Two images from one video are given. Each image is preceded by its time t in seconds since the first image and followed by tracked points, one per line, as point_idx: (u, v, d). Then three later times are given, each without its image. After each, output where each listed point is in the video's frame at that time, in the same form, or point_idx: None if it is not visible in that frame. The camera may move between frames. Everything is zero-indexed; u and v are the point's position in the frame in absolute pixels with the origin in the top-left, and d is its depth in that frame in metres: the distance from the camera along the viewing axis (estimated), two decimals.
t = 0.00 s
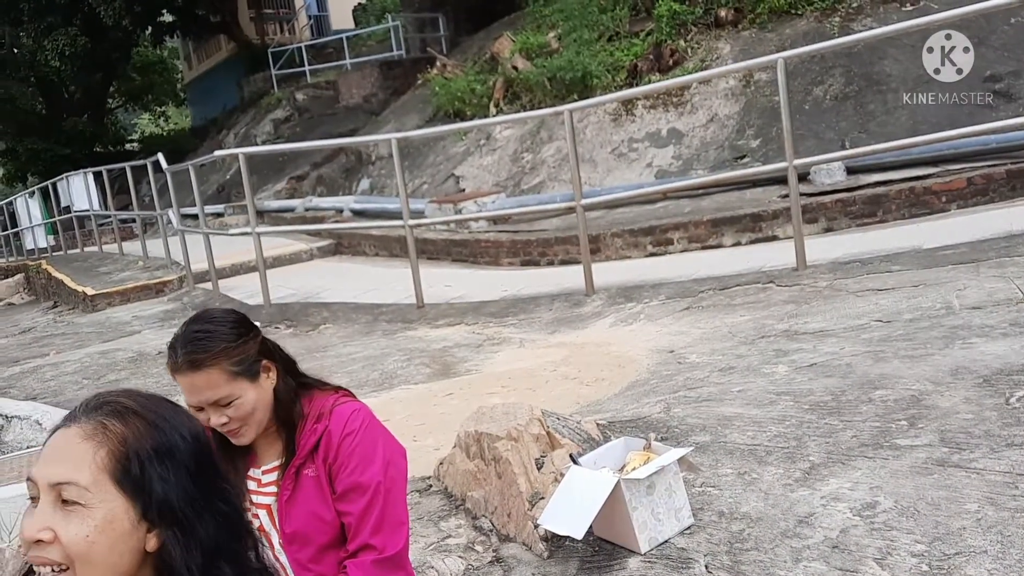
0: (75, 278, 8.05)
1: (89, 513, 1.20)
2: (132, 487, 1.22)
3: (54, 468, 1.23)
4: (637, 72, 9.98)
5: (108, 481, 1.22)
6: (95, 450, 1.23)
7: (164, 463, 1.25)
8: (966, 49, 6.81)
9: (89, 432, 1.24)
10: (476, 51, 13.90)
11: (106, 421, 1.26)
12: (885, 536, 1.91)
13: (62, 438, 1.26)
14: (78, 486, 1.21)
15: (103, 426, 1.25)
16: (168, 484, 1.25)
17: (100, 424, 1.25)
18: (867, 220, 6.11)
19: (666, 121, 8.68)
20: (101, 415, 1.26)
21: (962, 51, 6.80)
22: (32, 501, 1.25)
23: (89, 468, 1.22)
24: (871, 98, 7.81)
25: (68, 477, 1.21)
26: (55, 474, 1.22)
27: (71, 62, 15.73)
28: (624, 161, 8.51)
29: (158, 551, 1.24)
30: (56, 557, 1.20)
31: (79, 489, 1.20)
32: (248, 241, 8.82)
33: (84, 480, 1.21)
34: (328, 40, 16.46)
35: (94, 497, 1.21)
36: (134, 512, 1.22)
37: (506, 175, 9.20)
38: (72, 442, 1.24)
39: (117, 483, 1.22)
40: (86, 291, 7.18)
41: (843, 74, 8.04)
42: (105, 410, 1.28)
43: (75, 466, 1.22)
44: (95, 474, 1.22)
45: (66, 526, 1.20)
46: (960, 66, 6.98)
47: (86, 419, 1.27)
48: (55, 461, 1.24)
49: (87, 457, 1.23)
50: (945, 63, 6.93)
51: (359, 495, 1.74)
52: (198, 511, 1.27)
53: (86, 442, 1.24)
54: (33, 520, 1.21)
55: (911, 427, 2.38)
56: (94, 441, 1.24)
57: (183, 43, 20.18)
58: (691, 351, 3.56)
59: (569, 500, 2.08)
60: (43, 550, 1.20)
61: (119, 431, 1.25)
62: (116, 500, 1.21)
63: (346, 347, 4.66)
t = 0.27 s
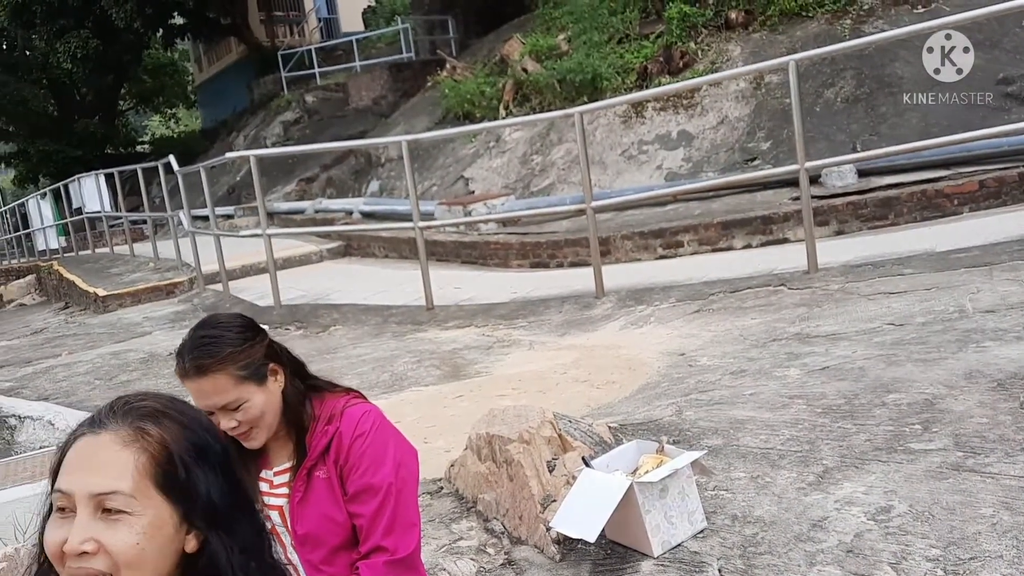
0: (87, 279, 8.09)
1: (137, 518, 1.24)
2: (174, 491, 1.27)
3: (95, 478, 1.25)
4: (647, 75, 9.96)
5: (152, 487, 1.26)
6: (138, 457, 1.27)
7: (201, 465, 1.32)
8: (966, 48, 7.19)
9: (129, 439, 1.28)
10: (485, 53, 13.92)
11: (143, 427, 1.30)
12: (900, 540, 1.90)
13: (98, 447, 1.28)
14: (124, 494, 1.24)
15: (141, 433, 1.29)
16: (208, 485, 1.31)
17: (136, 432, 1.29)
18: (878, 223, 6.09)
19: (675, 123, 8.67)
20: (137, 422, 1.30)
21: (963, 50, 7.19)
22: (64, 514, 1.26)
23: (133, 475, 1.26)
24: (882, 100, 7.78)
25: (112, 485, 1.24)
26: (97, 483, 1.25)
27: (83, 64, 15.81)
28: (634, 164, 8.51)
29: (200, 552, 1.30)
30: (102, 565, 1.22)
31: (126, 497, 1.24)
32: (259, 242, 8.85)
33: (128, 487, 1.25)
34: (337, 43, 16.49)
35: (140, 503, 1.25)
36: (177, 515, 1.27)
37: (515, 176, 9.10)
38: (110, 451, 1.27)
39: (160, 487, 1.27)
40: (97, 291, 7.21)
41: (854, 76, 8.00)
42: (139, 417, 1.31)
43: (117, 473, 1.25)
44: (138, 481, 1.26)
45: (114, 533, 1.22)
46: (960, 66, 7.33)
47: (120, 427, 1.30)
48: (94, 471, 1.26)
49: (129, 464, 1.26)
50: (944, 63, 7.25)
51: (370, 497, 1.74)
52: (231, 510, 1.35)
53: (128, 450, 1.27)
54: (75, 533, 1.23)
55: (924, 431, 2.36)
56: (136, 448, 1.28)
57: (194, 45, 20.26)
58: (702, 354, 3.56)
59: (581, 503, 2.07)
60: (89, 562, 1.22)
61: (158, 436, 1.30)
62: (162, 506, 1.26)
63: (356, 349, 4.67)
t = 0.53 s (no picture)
0: (100, 278, 8.13)
1: (137, 528, 1.25)
2: (176, 500, 1.28)
3: (97, 486, 1.26)
4: (660, 76, 9.94)
5: (154, 496, 1.27)
6: (140, 467, 1.27)
7: (206, 473, 1.32)
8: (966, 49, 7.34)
9: (132, 447, 1.28)
10: (498, 55, 13.93)
11: (147, 434, 1.30)
12: (914, 544, 1.89)
13: (102, 453, 1.29)
14: (125, 503, 1.25)
15: (145, 440, 1.30)
16: (213, 494, 1.32)
17: (142, 440, 1.29)
18: (892, 225, 6.05)
19: (688, 124, 8.65)
20: (141, 430, 1.30)
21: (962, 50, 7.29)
22: (68, 518, 1.27)
23: (134, 484, 1.26)
24: (895, 101, 7.75)
25: (112, 495, 1.25)
26: (99, 491, 1.26)
27: (97, 64, 15.92)
28: (646, 164, 8.49)
29: (203, 559, 1.31)
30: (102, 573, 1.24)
31: (127, 507, 1.25)
32: (271, 242, 8.87)
33: (129, 497, 1.25)
34: (350, 44, 16.54)
35: (142, 512, 1.25)
36: (179, 524, 1.28)
37: (527, 179, 9.00)
38: (115, 458, 1.28)
39: (162, 497, 1.27)
40: (110, 291, 7.25)
41: (868, 78, 7.97)
42: (143, 424, 1.32)
43: (119, 482, 1.26)
44: (140, 490, 1.26)
45: (114, 542, 1.24)
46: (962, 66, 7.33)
47: (124, 434, 1.30)
48: (96, 478, 1.27)
49: (131, 473, 1.27)
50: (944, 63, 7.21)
51: (381, 496, 1.74)
52: (238, 518, 1.35)
53: (130, 458, 1.28)
54: (76, 539, 1.24)
55: (939, 435, 2.35)
56: (139, 456, 1.28)
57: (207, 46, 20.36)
58: (714, 356, 3.55)
59: (593, 504, 2.07)
60: (88, 569, 1.24)
61: (162, 443, 1.30)
62: (164, 516, 1.27)
63: (367, 349, 4.68)
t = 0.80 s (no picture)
0: (108, 281, 8.17)
1: (160, 520, 1.25)
2: (194, 491, 1.30)
3: (118, 480, 1.26)
4: (666, 82, 9.93)
5: (174, 489, 1.28)
6: (158, 460, 1.29)
7: (218, 467, 1.35)
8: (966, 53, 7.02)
9: (149, 441, 1.30)
10: (505, 60, 13.94)
11: (161, 429, 1.32)
12: (919, 554, 1.88)
13: (119, 449, 1.29)
14: (148, 495, 1.26)
15: (160, 435, 1.31)
16: (226, 486, 1.35)
17: (155, 436, 1.31)
18: (898, 231, 6.04)
19: (694, 131, 8.65)
20: (155, 425, 1.32)
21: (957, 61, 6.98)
22: (84, 518, 1.26)
23: (155, 477, 1.27)
24: (902, 108, 7.74)
25: (134, 488, 1.26)
26: (120, 485, 1.26)
27: (107, 69, 15.98)
28: (652, 170, 8.48)
29: (218, 554, 1.32)
30: (128, 568, 1.23)
31: (150, 499, 1.25)
32: (278, 247, 8.89)
33: (152, 489, 1.26)
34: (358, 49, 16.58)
35: (165, 504, 1.27)
36: (198, 516, 1.30)
37: (533, 183, 9.17)
38: (132, 454, 1.28)
39: (181, 489, 1.29)
40: (118, 294, 7.28)
41: (875, 84, 7.96)
42: (156, 420, 1.33)
43: (139, 475, 1.27)
44: (161, 482, 1.27)
45: (141, 534, 1.24)
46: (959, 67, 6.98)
47: (138, 430, 1.31)
48: (117, 474, 1.27)
49: (151, 467, 1.28)
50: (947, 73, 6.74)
51: (383, 502, 1.74)
52: (247, 511, 1.38)
53: (149, 452, 1.29)
54: (99, 537, 1.23)
55: (944, 444, 2.34)
56: (157, 450, 1.29)
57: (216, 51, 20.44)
58: (719, 362, 3.54)
59: (598, 511, 2.07)
60: (113, 565, 1.22)
61: (176, 437, 1.32)
62: (184, 507, 1.28)
63: (373, 354, 4.68)
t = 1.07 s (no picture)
0: (113, 287, 8.18)
1: (179, 527, 1.31)
2: (209, 501, 1.37)
3: (139, 487, 1.31)
4: (671, 87, 9.93)
5: (192, 497, 1.34)
6: (178, 468, 1.34)
7: (231, 477, 1.42)
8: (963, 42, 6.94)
9: (169, 449, 1.35)
10: (510, 65, 13.97)
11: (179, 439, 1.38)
12: (925, 562, 1.87)
13: (139, 457, 1.34)
14: (170, 503, 1.31)
15: (179, 444, 1.37)
16: (236, 495, 1.42)
17: (173, 444, 1.37)
18: (904, 236, 6.02)
19: (699, 135, 8.65)
20: (174, 435, 1.38)
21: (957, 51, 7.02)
22: (102, 525, 1.29)
23: (175, 485, 1.33)
24: (907, 113, 7.74)
25: (156, 495, 1.31)
26: (142, 492, 1.30)
27: (113, 74, 16.01)
28: (657, 176, 8.48)
29: (227, 559, 1.39)
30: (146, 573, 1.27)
31: (172, 506, 1.31)
32: (283, 252, 8.90)
33: (172, 497, 1.32)
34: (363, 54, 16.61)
35: (185, 512, 1.32)
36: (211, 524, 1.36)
37: (538, 189, 9.01)
38: (151, 463, 1.33)
39: (198, 497, 1.35)
40: (123, 300, 7.29)
41: (879, 89, 7.97)
42: (174, 430, 1.39)
43: (160, 483, 1.32)
44: (180, 490, 1.33)
45: (162, 541, 1.29)
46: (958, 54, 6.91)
47: (158, 439, 1.37)
48: (138, 480, 1.31)
49: (171, 475, 1.33)
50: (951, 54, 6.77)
51: (386, 509, 1.73)
52: (252, 521, 1.46)
53: (169, 460, 1.35)
54: (119, 544, 1.27)
55: (950, 450, 2.33)
56: (178, 458, 1.35)
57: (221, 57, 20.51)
58: (724, 368, 3.53)
59: (602, 518, 2.06)
60: (133, 570, 1.26)
61: (194, 447, 1.39)
62: (201, 515, 1.34)
63: (377, 359, 4.68)
